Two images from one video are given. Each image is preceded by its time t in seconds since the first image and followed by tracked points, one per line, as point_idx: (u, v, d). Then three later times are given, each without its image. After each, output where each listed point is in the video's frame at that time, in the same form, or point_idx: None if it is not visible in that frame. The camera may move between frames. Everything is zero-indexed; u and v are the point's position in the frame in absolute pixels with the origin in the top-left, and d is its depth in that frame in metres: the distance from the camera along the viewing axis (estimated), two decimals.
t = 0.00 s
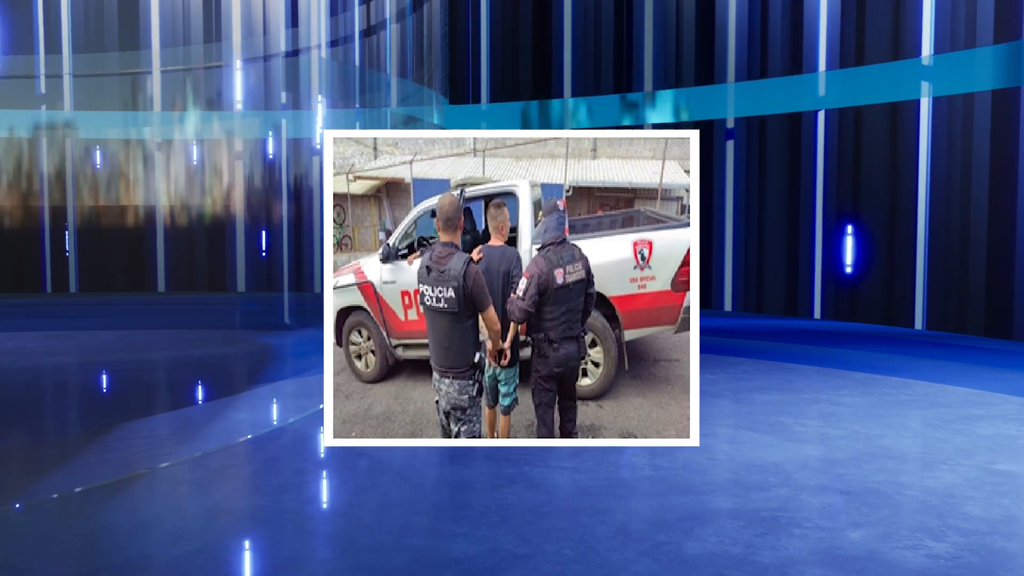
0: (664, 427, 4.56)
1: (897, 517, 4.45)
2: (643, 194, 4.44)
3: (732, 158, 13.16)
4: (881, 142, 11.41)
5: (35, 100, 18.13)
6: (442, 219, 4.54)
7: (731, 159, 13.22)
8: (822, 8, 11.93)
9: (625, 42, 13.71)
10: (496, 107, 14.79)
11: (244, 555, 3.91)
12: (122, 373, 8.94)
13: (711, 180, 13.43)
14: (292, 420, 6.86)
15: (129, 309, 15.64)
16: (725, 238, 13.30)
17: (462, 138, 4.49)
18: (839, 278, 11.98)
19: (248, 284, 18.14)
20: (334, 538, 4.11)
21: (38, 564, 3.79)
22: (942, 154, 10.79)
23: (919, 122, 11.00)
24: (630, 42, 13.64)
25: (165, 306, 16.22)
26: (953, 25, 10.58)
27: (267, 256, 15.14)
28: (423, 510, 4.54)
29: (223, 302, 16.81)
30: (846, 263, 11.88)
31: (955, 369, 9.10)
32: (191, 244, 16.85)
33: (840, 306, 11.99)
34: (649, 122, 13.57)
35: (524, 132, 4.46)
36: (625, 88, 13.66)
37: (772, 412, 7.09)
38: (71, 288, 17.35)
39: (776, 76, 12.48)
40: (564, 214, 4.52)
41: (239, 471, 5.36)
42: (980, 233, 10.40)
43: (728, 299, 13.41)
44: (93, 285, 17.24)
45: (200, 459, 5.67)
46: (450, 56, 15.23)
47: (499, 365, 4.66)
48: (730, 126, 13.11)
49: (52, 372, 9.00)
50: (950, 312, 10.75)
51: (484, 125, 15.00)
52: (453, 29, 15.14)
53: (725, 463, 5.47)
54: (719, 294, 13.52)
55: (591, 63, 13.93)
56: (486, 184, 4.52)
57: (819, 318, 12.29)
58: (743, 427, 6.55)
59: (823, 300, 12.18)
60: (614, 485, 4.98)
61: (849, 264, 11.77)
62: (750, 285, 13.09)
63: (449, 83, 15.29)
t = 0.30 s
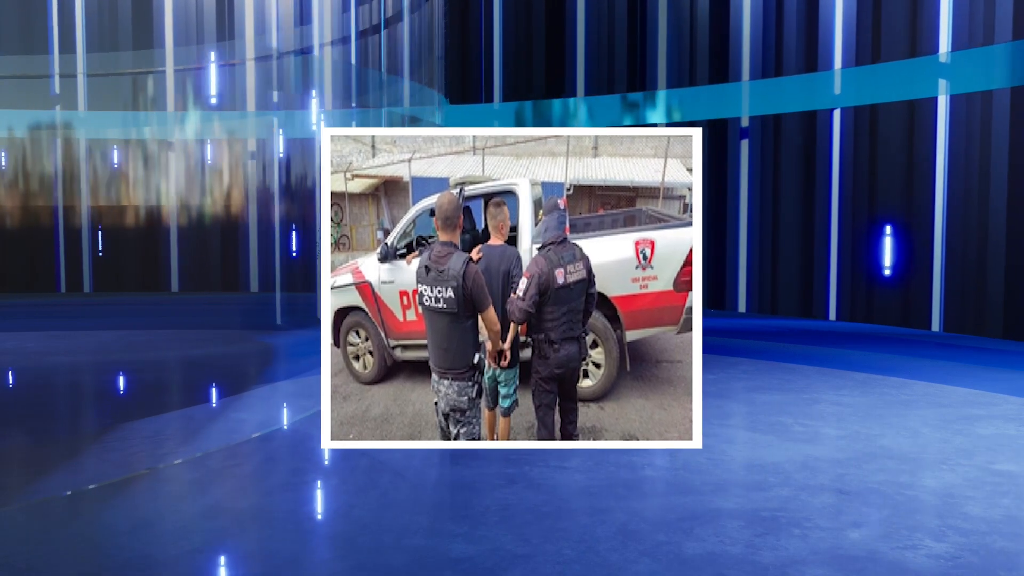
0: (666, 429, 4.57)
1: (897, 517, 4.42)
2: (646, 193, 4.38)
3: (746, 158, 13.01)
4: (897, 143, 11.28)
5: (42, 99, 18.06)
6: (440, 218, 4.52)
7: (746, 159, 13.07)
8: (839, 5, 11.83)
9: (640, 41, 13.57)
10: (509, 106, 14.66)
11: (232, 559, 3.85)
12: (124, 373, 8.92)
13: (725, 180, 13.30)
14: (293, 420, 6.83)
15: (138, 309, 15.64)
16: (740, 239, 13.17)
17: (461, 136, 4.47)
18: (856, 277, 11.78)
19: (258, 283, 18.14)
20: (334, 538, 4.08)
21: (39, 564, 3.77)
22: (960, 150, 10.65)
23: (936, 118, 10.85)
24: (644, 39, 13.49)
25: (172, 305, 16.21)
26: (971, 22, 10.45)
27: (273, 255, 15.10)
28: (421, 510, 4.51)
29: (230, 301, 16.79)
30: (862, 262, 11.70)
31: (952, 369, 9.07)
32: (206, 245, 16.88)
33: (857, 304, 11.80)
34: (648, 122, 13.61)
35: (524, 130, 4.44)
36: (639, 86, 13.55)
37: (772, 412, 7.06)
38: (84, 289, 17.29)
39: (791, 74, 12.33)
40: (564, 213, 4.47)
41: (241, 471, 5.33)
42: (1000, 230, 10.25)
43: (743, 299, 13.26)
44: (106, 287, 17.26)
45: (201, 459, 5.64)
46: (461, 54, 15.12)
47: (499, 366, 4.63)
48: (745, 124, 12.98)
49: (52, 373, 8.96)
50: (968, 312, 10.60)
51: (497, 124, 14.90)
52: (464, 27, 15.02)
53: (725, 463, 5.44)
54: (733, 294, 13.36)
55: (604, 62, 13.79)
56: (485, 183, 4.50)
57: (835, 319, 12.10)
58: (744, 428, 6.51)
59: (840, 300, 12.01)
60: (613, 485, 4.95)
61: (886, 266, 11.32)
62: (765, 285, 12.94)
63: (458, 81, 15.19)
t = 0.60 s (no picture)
0: (668, 431, 4.56)
1: (897, 517, 4.39)
2: (647, 191, 4.38)
3: (761, 157, 12.83)
4: (915, 142, 11.04)
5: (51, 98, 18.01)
6: (439, 217, 4.50)
7: (760, 159, 12.88)
8: (856, 1, 11.60)
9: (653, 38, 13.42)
10: (522, 103, 14.46)
11: (236, 557, 3.82)
12: (125, 373, 8.89)
13: (740, 179, 13.10)
14: (292, 420, 6.80)
15: (145, 308, 15.62)
16: (754, 239, 12.98)
17: (460, 134, 4.41)
18: (871, 278, 11.57)
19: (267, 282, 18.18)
20: (334, 538, 4.05)
21: (41, 563, 3.75)
22: (978, 151, 10.41)
23: (954, 117, 10.63)
24: (657, 36, 13.35)
25: (180, 305, 16.20)
26: (990, 21, 10.24)
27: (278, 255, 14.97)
28: (421, 510, 4.48)
29: (236, 300, 16.75)
30: (877, 263, 11.49)
31: (951, 369, 9.05)
32: (218, 245, 16.97)
33: (872, 304, 11.63)
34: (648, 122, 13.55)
35: (523, 128, 4.38)
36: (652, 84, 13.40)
37: (772, 412, 7.03)
38: (98, 288, 17.35)
39: (807, 72, 12.15)
40: (565, 212, 4.44)
41: (241, 471, 5.30)
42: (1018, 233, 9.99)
43: (757, 299, 13.10)
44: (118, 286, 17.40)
45: (200, 459, 5.61)
46: (472, 49, 14.84)
47: (499, 367, 4.59)
48: (759, 123, 12.81)
49: (52, 373, 8.93)
50: (985, 316, 10.39)
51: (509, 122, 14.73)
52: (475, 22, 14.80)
53: (725, 463, 5.41)
54: (747, 294, 13.20)
55: (619, 59, 13.64)
56: (485, 181, 4.45)
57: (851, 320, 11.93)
58: (744, 428, 6.48)
59: (855, 298, 11.84)
60: (613, 485, 4.92)
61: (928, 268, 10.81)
62: (780, 284, 12.79)
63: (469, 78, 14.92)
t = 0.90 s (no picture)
0: (671, 434, 4.54)
1: (897, 517, 4.36)
2: (649, 190, 4.34)
3: (775, 156, 12.76)
4: (931, 142, 10.80)
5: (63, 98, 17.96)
6: (438, 216, 4.45)
7: (775, 159, 12.81)
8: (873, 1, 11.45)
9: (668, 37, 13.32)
10: (535, 102, 14.36)
11: (235, 558, 3.79)
12: (124, 373, 8.87)
13: (756, 179, 13.03)
14: (291, 420, 6.77)
15: (151, 308, 15.61)
16: (770, 240, 12.86)
17: (459, 132, 4.37)
18: (887, 279, 11.37)
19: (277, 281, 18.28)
20: (334, 538, 4.03)
21: (41, 563, 3.72)
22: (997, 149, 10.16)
23: (971, 115, 10.39)
24: (671, 34, 13.26)
25: (188, 303, 16.20)
26: (1009, 17, 9.97)
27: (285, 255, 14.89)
28: (420, 510, 4.45)
29: (243, 300, 16.71)
30: (892, 263, 11.30)
31: (950, 369, 9.02)
32: (231, 242, 17.09)
33: (888, 304, 11.41)
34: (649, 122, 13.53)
35: (523, 126, 4.27)
36: (666, 82, 13.30)
37: (772, 412, 7.00)
38: (113, 286, 17.48)
39: (823, 70, 12.04)
40: (566, 211, 4.43)
41: (241, 471, 5.28)
42: None
43: (772, 301, 12.95)
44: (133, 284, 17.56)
45: (201, 459, 5.59)
46: (485, 47, 14.69)
47: (499, 368, 4.56)
48: (774, 121, 12.73)
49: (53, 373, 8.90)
50: (1004, 320, 10.15)
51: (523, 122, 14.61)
52: (489, 19, 14.67)
53: (725, 463, 5.38)
54: (761, 296, 13.04)
55: (632, 57, 13.52)
56: (485, 179, 4.43)
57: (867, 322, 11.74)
58: (744, 428, 6.45)
59: (870, 298, 11.64)
60: (613, 485, 4.89)
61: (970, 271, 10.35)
62: (795, 285, 12.65)
63: (481, 76, 14.79)
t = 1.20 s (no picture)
0: (673, 436, 4.48)
1: (896, 517, 4.34)
2: (651, 188, 4.28)
3: (791, 156, 12.52)
4: (949, 142, 10.58)
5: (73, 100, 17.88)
6: (438, 215, 4.44)
7: (790, 160, 12.57)
8: None
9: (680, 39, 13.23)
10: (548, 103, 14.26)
11: (236, 557, 3.77)
12: (125, 373, 8.84)
13: (772, 179, 12.77)
14: (291, 420, 6.75)
15: (157, 308, 15.60)
16: (786, 242, 12.61)
17: (459, 130, 4.33)
18: (903, 279, 11.11)
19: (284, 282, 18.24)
20: (335, 538, 4.00)
21: (42, 563, 3.70)
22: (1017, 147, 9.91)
23: (991, 113, 10.13)
24: (685, 35, 13.15)
25: (196, 304, 16.19)
26: None
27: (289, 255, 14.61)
28: (421, 510, 4.43)
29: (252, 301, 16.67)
30: (910, 263, 11.04)
31: (952, 369, 8.97)
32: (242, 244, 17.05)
33: (905, 304, 11.15)
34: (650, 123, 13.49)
35: (523, 124, 4.23)
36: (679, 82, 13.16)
37: (772, 412, 6.97)
38: (126, 288, 17.36)
39: (838, 69, 11.77)
40: (567, 210, 4.41)
41: (241, 471, 5.25)
42: None
43: (787, 303, 12.70)
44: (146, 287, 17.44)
45: (201, 459, 5.56)
46: (497, 48, 14.60)
47: (499, 369, 4.54)
48: (789, 120, 12.48)
49: (53, 373, 8.88)
50: None
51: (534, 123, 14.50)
52: (502, 20, 14.56)
53: (725, 463, 5.35)
54: (775, 298, 12.78)
55: (646, 58, 13.42)
56: (484, 178, 4.39)
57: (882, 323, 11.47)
58: (744, 428, 6.42)
59: (886, 300, 11.37)
60: (613, 485, 4.86)
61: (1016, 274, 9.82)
62: (809, 288, 12.40)
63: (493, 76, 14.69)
